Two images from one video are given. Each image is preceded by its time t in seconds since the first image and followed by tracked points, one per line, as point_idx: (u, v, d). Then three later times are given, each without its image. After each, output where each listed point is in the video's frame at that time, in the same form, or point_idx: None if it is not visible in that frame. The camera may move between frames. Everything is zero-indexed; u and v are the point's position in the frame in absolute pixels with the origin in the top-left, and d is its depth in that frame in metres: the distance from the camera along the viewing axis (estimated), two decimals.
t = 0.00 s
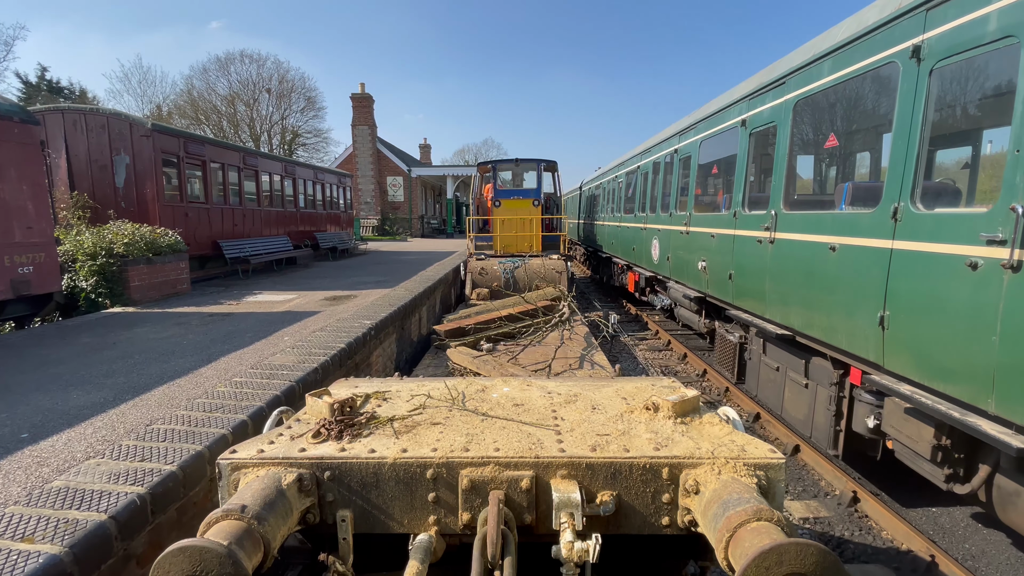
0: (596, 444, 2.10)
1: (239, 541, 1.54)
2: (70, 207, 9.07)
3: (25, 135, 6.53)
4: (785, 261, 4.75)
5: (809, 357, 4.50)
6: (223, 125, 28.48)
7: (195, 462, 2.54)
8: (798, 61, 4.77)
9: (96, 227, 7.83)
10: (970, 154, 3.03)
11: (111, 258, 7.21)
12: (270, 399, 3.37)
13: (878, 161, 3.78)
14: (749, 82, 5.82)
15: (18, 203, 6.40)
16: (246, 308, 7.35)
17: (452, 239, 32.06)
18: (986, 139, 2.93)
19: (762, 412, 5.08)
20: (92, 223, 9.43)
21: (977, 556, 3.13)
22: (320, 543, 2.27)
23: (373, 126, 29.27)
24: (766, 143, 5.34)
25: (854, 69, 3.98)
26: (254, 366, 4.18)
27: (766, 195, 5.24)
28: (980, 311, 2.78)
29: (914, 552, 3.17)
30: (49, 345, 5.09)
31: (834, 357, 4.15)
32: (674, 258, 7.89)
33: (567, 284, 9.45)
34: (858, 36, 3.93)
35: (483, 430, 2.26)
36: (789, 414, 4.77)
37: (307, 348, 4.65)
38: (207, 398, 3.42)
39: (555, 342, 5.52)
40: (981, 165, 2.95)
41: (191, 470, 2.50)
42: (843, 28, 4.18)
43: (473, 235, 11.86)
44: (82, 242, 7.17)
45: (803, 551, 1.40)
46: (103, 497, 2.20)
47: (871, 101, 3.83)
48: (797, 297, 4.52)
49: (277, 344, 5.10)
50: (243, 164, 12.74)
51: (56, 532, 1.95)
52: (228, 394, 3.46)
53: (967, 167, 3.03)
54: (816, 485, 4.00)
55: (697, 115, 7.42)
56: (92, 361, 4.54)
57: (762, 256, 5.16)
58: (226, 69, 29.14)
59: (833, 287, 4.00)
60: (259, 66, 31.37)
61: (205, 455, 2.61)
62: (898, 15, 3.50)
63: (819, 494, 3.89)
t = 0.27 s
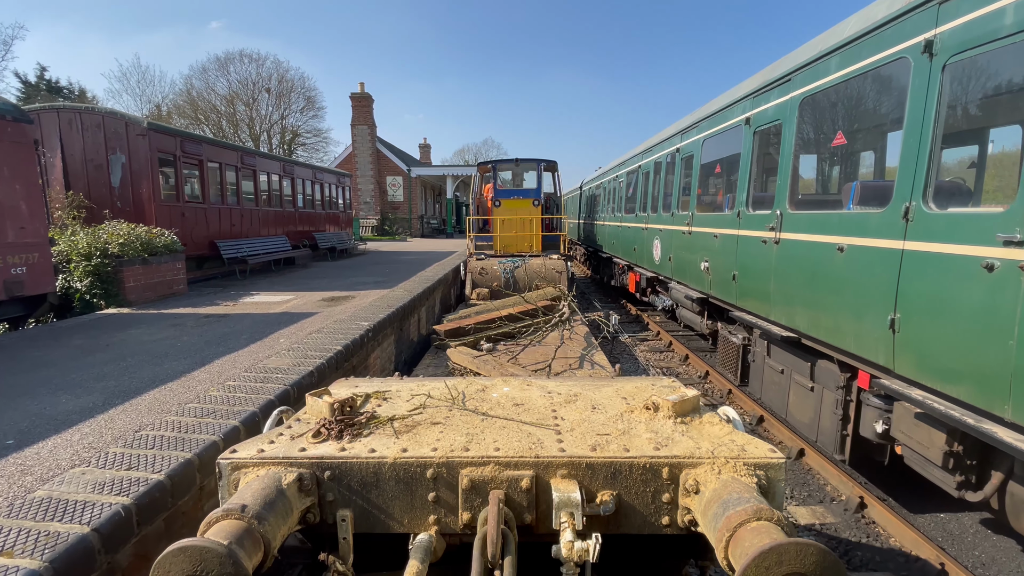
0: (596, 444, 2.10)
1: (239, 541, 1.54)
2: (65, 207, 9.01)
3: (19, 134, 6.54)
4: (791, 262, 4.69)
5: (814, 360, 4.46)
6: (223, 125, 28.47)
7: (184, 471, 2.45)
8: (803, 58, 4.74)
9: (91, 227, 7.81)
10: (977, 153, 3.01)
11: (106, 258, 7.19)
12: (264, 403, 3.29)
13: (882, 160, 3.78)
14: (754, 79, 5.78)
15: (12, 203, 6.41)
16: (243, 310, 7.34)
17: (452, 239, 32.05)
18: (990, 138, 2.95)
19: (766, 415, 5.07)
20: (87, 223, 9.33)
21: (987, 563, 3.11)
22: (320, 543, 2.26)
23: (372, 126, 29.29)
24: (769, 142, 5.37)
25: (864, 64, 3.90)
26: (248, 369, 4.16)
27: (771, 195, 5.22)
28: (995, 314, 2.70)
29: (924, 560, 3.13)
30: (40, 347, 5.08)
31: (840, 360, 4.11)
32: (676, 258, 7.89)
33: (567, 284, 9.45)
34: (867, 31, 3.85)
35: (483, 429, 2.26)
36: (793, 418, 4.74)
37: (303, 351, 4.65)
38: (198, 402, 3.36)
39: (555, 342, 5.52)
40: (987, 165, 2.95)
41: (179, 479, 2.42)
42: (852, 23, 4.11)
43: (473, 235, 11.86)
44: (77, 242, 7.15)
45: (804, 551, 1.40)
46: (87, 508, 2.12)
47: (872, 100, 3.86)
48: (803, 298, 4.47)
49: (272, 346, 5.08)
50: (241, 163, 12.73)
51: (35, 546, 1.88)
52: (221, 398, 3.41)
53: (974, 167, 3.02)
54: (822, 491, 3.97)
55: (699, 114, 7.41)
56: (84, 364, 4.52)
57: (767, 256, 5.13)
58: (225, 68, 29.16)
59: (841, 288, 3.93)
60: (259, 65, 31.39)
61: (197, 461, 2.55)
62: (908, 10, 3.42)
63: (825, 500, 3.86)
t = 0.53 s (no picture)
0: (596, 444, 2.09)
1: (239, 540, 1.54)
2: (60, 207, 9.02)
3: (12, 133, 6.55)
4: (796, 262, 4.66)
5: (818, 363, 4.44)
6: (222, 125, 28.47)
7: (174, 478, 2.41)
8: (807, 56, 4.71)
9: (87, 228, 7.79)
10: (982, 152, 3.01)
11: (102, 259, 7.17)
12: (258, 408, 3.27)
13: (886, 158, 3.78)
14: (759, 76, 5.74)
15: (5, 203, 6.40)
16: (240, 311, 7.34)
17: (452, 238, 32.04)
18: (996, 137, 2.94)
19: (770, 418, 5.09)
20: (83, 223, 9.35)
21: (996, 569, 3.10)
22: (320, 543, 2.27)
23: (372, 126, 29.29)
24: (773, 141, 5.36)
25: (871, 61, 3.85)
26: (243, 372, 4.15)
27: (776, 195, 5.20)
28: (1009, 316, 2.65)
29: (932, 566, 3.12)
30: (33, 350, 5.07)
31: (845, 362, 4.09)
32: (677, 259, 7.89)
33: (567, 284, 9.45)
34: (875, 26, 3.80)
35: (483, 429, 2.26)
36: (797, 421, 4.72)
37: (299, 353, 4.64)
38: (191, 407, 3.33)
39: (555, 342, 5.52)
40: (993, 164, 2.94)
41: (170, 487, 2.37)
42: (858, 19, 4.06)
43: (472, 235, 11.86)
44: (73, 243, 7.13)
45: (804, 551, 1.40)
46: (73, 518, 2.07)
47: (872, 100, 3.89)
48: (808, 299, 4.45)
49: (268, 348, 5.08)
50: (239, 163, 12.73)
51: (18, 559, 1.82)
52: (214, 402, 3.39)
53: (978, 167, 3.02)
54: (827, 495, 3.97)
55: (701, 113, 7.39)
56: (77, 367, 4.52)
57: (770, 257, 5.12)
58: (225, 68, 29.17)
59: (848, 289, 3.91)
60: (258, 65, 31.39)
61: (189, 466, 2.54)
62: (917, 5, 3.36)
63: (830, 505, 3.84)
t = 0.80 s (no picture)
0: (596, 444, 2.09)
1: (239, 540, 1.54)
2: (57, 207, 9.01)
3: (8, 132, 6.55)
4: (801, 263, 4.64)
5: (822, 364, 4.43)
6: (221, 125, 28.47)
7: (165, 484, 2.40)
8: (811, 54, 4.69)
9: (85, 228, 7.79)
10: (987, 151, 3.01)
11: (100, 259, 7.17)
12: (253, 411, 3.28)
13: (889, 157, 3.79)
14: (762, 74, 5.71)
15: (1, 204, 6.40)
16: (237, 311, 7.33)
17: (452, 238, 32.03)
18: (1002, 136, 2.94)
19: (772, 419, 5.08)
20: (80, 223, 9.33)
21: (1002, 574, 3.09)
22: (320, 543, 2.27)
23: (371, 125, 29.30)
24: (775, 140, 5.36)
25: (877, 58, 3.82)
26: (239, 375, 4.15)
27: (779, 194, 5.19)
28: (1019, 318, 2.64)
29: (938, 571, 3.12)
30: (28, 351, 5.07)
31: (850, 363, 4.08)
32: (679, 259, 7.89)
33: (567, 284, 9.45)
34: (882, 23, 3.76)
35: (483, 429, 2.26)
36: (800, 423, 4.71)
37: (296, 355, 4.64)
38: (185, 410, 3.33)
39: (555, 342, 5.52)
40: (998, 163, 2.94)
41: (161, 494, 2.36)
42: (864, 16, 4.02)
43: (472, 235, 11.87)
44: (69, 243, 7.12)
45: (803, 551, 1.40)
46: (61, 525, 2.06)
47: (873, 99, 3.92)
48: (813, 300, 4.44)
49: (264, 350, 5.07)
50: (238, 163, 12.73)
51: (4, 568, 1.80)
52: (209, 406, 3.39)
53: (983, 166, 3.02)
54: (831, 498, 3.97)
55: (703, 112, 7.37)
56: (71, 369, 4.51)
57: (774, 257, 5.11)
58: (224, 68, 29.17)
59: (854, 289, 3.90)
60: (258, 65, 31.40)
61: (182, 471, 2.54)
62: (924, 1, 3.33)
63: (834, 508, 3.83)
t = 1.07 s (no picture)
0: (596, 444, 2.10)
1: (239, 539, 1.54)
2: (55, 207, 9.01)
3: (6, 132, 6.56)
4: (804, 263, 4.64)
5: (825, 366, 4.43)
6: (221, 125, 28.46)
7: (160, 488, 2.40)
8: (813, 52, 4.68)
9: (83, 228, 7.78)
10: (990, 151, 3.01)
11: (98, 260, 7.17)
12: (250, 414, 3.27)
13: (891, 156, 3.79)
14: (765, 72, 5.71)
15: None
16: (236, 312, 7.33)
17: (451, 238, 32.00)
18: (1005, 136, 2.95)
19: (773, 421, 5.08)
20: (77, 223, 9.33)
21: None
22: (320, 543, 2.27)
23: (371, 125, 29.30)
24: (777, 140, 5.36)
25: (880, 57, 3.81)
26: (236, 376, 4.14)
27: (781, 194, 5.19)
28: None
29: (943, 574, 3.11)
30: (25, 352, 5.07)
31: (853, 364, 4.08)
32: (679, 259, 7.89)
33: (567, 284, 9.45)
34: (886, 21, 3.74)
35: (483, 429, 2.26)
36: (802, 425, 4.71)
37: (294, 356, 4.64)
38: (181, 412, 3.33)
39: (555, 342, 5.52)
40: (1000, 163, 2.95)
41: (155, 498, 2.36)
42: (868, 14, 4.01)
43: (472, 235, 11.87)
44: (67, 243, 7.11)
45: (804, 551, 1.40)
46: (54, 531, 2.06)
47: (874, 99, 3.94)
48: (815, 300, 4.44)
49: (262, 350, 5.07)
50: (237, 163, 12.73)
51: None
52: (205, 408, 3.39)
53: (985, 166, 3.02)
54: (834, 500, 3.97)
55: (705, 111, 7.37)
56: (68, 370, 4.51)
57: (775, 258, 5.12)
58: (224, 67, 29.18)
59: (857, 290, 3.90)
60: (258, 65, 31.39)
61: (178, 474, 2.53)
62: None
63: (837, 510, 3.83)
